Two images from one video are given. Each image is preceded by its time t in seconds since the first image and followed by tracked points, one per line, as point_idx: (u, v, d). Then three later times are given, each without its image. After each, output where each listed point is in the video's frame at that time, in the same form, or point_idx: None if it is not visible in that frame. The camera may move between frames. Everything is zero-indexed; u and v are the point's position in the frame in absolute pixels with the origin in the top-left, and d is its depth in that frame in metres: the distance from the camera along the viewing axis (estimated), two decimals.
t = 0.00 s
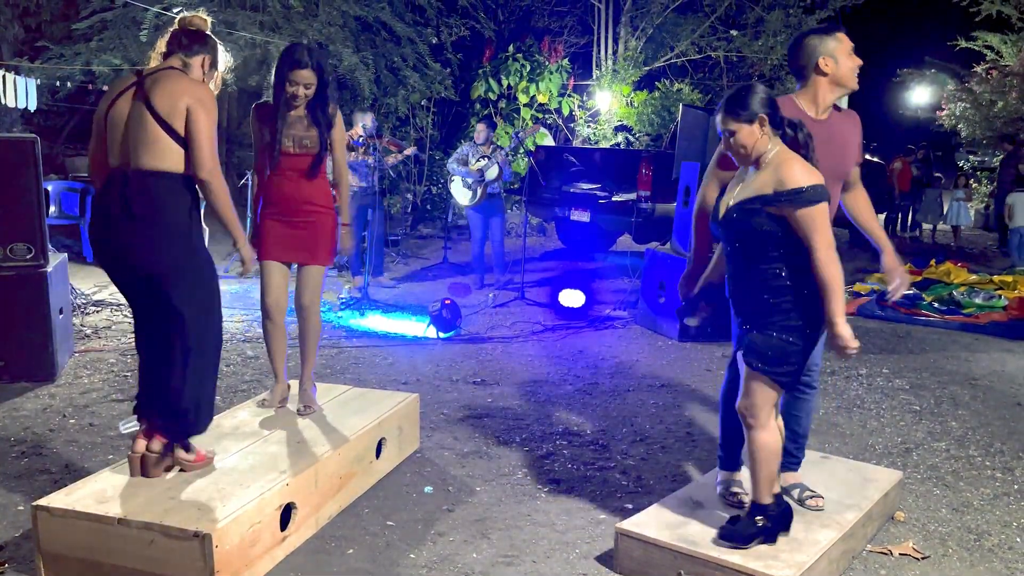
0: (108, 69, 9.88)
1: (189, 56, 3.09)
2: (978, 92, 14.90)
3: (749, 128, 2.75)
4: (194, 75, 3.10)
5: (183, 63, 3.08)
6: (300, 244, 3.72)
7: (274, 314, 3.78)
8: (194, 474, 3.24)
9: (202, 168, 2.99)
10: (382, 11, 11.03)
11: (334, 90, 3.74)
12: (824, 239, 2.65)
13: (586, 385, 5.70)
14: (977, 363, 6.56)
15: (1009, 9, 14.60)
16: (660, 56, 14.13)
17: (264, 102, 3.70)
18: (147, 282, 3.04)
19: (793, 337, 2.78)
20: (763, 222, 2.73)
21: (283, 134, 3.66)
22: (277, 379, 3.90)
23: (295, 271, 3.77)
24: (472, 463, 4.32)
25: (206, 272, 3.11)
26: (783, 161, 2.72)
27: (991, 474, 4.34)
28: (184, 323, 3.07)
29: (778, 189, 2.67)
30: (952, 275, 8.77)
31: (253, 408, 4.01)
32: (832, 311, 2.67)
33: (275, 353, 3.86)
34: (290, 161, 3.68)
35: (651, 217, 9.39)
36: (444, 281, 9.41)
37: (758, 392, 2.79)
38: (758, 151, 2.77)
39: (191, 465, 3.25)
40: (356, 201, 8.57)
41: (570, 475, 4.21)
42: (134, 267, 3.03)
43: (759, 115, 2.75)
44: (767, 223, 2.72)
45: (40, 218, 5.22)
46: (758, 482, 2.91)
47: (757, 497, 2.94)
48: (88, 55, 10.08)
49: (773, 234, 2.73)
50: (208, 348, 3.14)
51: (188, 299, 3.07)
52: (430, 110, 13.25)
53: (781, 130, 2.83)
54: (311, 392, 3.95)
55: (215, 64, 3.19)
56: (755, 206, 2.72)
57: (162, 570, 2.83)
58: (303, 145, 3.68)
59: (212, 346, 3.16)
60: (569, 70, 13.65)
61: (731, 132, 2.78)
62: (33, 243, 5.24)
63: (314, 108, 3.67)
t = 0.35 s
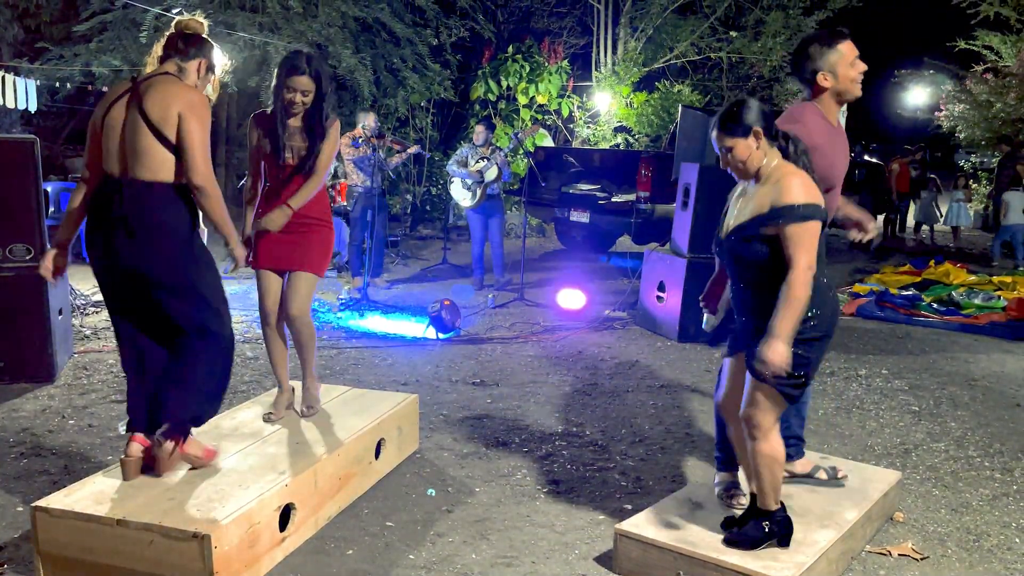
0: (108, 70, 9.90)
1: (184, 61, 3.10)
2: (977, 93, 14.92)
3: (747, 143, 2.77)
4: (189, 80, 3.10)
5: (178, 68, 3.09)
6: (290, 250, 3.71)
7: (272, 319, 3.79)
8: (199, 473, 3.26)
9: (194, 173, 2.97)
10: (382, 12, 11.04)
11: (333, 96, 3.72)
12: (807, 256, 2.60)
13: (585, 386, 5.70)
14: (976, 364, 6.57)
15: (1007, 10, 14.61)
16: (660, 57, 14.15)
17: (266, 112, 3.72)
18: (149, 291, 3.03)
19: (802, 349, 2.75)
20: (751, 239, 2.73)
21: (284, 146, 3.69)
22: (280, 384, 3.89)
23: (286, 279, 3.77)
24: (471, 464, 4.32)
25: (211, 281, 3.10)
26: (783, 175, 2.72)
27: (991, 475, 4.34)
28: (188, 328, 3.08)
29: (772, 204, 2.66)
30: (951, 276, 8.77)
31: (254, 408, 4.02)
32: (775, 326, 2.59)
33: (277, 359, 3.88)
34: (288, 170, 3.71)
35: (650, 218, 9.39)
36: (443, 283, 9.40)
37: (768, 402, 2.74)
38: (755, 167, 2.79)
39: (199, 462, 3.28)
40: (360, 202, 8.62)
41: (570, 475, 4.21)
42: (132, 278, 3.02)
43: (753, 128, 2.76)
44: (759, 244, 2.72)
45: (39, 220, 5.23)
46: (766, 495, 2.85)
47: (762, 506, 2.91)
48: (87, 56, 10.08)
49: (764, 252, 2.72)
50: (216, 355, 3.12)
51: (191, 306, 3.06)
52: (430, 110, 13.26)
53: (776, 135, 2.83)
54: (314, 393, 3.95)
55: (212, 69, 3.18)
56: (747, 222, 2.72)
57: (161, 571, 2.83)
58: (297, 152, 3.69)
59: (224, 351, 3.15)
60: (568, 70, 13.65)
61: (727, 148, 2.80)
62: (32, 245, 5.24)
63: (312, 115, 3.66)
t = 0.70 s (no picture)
0: (107, 71, 9.90)
1: (185, 63, 3.09)
2: (976, 94, 14.93)
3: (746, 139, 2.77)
4: (191, 81, 3.10)
5: (180, 69, 3.08)
6: (300, 246, 3.73)
7: (280, 317, 3.81)
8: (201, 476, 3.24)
9: (202, 174, 2.98)
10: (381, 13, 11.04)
11: (331, 90, 3.73)
12: (797, 250, 2.61)
13: (584, 386, 5.71)
14: (975, 364, 6.56)
15: (1006, 11, 14.62)
16: (660, 57, 14.15)
17: (260, 105, 3.69)
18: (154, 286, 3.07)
19: (798, 352, 2.78)
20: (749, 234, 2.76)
21: (278, 137, 3.64)
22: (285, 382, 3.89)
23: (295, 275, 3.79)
24: (471, 464, 4.32)
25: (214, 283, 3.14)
26: (783, 170, 2.73)
27: (989, 476, 4.34)
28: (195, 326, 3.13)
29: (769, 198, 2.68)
30: (950, 276, 8.77)
31: (255, 408, 4.02)
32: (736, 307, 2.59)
33: (283, 358, 3.88)
34: (289, 165, 3.70)
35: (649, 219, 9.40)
36: (442, 283, 9.41)
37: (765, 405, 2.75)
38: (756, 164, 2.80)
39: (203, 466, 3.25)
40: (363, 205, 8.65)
41: (569, 476, 4.21)
42: (138, 274, 3.07)
43: (756, 126, 2.76)
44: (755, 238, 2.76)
45: (39, 220, 5.23)
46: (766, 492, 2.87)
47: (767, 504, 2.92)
48: (87, 57, 10.09)
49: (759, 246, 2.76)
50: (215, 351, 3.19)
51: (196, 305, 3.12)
52: (430, 111, 13.26)
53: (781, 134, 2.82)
54: (315, 393, 3.95)
55: (211, 69, 3.18)
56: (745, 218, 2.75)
57: (160, 571, 2.83)
58: (301, 147, 3.69)
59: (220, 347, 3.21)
60: (568, 71, 13.65)
61: (728, 144, 2.81)
62: (31, 245, 5.25)
63: (312, 110, 3.67)
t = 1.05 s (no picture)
0: (107, 71, 9.89)
1: (188, 60, 3.09)
2: (975, 95, 14.91)
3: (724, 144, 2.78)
4: (193, 78, 3.10)
5: (182, 66, 3.08)
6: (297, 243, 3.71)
7: (275, 316, 3.79)
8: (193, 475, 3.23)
9: (199, 173, 2.99)
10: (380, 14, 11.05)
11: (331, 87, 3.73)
12: (794, 255, 2.61)
13: (583, 387, 5.71)
14: (974, 365, 6.57)
15: (1005, 12, 14.65)
16: (659, 58, 14.17)
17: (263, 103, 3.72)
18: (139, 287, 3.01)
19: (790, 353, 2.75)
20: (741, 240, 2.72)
21: (280, 134, 3.68)
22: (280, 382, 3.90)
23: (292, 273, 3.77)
24: (470, 464, 4.32)
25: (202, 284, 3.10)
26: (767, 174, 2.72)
27: (989, 476, 4.34)
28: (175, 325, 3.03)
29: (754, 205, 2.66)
30: (950, 277, 8.77)
31: (253, 408, 4.02)
32: (787, 333, 2.63)
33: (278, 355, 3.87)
34: (288, 162, 3.70)
35: (648, 220, 9.42)
36: (442, 284, 9.40)
37: (746, 407, 2.75)
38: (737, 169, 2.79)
39: (192, 466, 3.25)
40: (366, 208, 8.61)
41: (568, 476, 4.21)
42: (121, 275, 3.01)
43: (735, 132, 2.75)
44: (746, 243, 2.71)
45: (38, 219, 5.21)
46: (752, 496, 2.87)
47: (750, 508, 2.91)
48: (86, 57, 10.08)
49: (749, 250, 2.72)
50: (201, 352, 3.13)
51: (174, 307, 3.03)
52: (429, 111, 13.26)
53: (767, 135, 2.79)
54: (315, 395, 3.95)
55: (215, 68, 3.18)
56: (733, 222, 2.73)
57: (158, 572, 2.82)
58: (301, 143, 3.69)
59: (206, 349, 3.15)
60: (568, 72, 13.64)
61: (711, 153, 2.82)
62: (30, 245, 5.23)
63: (311, 106, 3.66)
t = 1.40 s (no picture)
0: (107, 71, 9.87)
1: (186, 57, 3.09)
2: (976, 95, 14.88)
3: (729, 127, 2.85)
4: (190, 75, 3.10)
5: (180, 63, 3.08)
6: (292, 242, 3.72)
7: (274, 314, 3.78)
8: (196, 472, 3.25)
9: (188, 164, 2.95)
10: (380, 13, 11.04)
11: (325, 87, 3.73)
12: (752, 244, 2.65)
13: (583, 387, 5.70)
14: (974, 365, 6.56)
15: (1006, 12, 14.63)
16: (659, 58, 14.15)
17: (256, 102, 3.70)
18: (146, 283, 3.05)
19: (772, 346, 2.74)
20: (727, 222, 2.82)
21: (275, 135, 3.67)
22: (279, 382, 3.90)
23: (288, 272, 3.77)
24: (470, 464, 4.31)
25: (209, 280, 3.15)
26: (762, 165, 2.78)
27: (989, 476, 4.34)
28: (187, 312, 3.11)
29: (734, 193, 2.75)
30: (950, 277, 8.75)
31: (251, 409, 4.01)
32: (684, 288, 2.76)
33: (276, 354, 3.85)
34: (281, 161, 3.69)
35: (649, 220, 9.38)
36: (442, 283, 9.39)
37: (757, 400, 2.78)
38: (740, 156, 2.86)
39: (195, 464, 3.27)
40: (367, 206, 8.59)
41: (568, 476, 4.21)
42: (123, 273, 3.04)
43: (740, 116, 2.77)
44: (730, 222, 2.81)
45: (38, 219, 5.21)
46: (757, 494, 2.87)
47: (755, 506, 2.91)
48: (87, 56, 10.04)
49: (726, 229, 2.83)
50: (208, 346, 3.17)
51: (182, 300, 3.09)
52: (429, 110, 13.25)
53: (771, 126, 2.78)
54: (309, 396, 3.93)
55: (213, 66, 3.18)
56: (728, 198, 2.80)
57: (158, 572, 2.82)
58: (295, 144, 3.69)
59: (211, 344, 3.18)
60: (568, 71, 13.62)
61: (721, 135, 2.87)
62: (30, 244, 5.23)
63: (305, 106, 3.66)
